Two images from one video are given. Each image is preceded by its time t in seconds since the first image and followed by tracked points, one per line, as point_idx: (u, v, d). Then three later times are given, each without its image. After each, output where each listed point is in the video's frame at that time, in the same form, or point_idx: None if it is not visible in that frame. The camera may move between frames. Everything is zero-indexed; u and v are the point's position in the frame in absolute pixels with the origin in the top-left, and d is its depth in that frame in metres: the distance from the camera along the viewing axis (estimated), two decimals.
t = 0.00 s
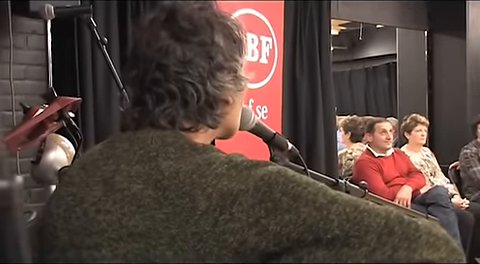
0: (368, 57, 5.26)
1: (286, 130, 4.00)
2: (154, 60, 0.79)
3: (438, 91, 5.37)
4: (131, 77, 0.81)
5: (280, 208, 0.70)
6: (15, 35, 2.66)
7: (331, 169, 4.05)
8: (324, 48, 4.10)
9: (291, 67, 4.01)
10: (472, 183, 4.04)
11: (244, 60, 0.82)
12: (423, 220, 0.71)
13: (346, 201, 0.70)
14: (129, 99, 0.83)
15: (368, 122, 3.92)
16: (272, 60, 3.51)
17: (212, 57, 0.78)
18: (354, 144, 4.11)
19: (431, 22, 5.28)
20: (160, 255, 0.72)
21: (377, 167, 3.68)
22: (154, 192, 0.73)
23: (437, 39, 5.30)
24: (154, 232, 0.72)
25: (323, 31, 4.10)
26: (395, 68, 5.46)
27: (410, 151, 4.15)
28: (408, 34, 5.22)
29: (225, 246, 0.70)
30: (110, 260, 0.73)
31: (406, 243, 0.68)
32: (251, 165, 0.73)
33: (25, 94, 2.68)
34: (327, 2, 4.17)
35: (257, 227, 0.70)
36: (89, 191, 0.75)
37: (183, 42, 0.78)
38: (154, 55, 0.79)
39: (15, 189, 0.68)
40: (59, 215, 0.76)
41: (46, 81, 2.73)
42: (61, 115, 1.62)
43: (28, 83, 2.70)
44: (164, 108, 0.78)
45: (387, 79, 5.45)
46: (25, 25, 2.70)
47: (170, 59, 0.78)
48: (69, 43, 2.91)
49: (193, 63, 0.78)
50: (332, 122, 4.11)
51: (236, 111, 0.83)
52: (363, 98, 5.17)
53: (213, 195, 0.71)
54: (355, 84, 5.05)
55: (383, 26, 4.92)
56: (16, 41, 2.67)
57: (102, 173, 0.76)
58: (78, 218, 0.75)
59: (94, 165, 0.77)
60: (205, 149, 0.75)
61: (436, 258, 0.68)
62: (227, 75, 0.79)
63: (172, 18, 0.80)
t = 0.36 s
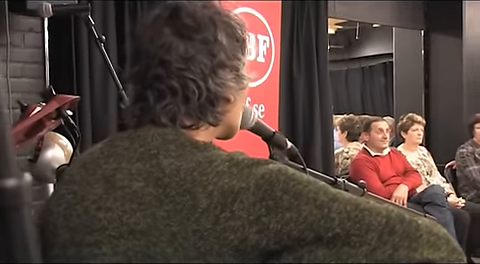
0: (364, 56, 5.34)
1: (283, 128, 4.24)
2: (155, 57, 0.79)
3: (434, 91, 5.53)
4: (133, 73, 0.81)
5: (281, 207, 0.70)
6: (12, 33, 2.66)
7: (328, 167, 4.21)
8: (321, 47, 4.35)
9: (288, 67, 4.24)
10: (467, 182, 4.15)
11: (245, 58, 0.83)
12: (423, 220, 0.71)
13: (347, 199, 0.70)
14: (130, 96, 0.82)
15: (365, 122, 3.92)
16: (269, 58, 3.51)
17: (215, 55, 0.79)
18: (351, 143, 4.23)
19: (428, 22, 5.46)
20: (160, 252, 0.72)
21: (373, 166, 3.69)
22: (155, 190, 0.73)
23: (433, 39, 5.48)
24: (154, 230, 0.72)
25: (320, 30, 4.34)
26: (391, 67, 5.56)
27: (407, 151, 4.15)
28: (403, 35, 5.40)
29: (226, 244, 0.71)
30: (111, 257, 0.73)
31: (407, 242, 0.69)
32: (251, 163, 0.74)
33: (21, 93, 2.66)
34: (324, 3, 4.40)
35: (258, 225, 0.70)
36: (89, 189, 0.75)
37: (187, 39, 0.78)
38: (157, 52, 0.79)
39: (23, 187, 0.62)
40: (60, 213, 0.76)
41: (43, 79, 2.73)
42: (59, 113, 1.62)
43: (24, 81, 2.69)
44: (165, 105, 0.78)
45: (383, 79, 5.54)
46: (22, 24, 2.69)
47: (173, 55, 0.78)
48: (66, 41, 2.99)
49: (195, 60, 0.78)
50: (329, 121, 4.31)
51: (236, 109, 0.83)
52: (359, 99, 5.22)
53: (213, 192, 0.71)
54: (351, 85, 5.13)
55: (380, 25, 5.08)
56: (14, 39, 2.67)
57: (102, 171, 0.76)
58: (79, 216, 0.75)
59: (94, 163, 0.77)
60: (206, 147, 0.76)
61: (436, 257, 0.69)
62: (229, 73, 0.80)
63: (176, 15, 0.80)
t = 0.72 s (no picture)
0: (357, 55, 5.54)
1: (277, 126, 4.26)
2: (149, 55, 0.79)
3: (426, 91, 5.54)
4: (129, 70, 0.81)
5: (277, 204, 0.70)
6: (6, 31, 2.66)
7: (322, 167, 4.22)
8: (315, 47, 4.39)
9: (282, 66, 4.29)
10: (459, 181, 4.17)
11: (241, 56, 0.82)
12: (418, 218, 0.72)
13: (343, 198, 0.70)
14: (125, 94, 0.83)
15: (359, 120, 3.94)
16: (263, 58, 3.52)
17: (209, 52, 0.78)
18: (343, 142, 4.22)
19: (420, 22, 5.51)
20: (156, 251, 0.72)
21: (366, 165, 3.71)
22: (150, 188, 0.73)
23: (426, 39, 5.48)
24: (150, 228, 0.72)
25: (314, 30, 4.39)
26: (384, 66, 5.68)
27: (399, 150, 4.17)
28: (396, 35, 5.46)
29: (222, 243, 0.71)
30: (107, 256, 0.73)
31: (403, 239, 0.69)
32: (247, 162, 0.73)
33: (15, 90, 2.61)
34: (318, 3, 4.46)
35: (254, 224, 0.70)
36: (84, 187, 0.76)
37: (182, 37, 0.78)
38: (152, 49, 0.79)
39: (29, 186, 0.48)
40: (55, 212, 0.76)
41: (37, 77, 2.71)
42: (54, 111, 1.63)
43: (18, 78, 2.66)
44: (160, 103, 0.78)
45: (376, 78, 5.68)
46: (16, 21, 2.70)
47: (168, 53, 0.77)
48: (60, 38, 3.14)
49: (189, 59, 0.77)
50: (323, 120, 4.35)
51: (230, 107, 0.83)
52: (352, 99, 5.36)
53: (209, 191, 0.71)
54: (344, 83, 5.22)
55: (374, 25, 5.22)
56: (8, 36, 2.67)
57: (98, 170, 0.76)
58: (74, 214, 0.75)
59: (89, 162, 0.77)
60: (202, 146, 0.76)
61: (431, 254, 0.69)
62: (224, 71, 0.79)
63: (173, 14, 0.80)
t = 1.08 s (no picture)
0: (344, 57, 5.78)
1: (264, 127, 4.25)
2: (153, 48, 0.76)
3: (413, 94, 5.64)
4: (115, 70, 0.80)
5: (267, 207, 0.69)
6: None
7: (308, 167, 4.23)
8: (302, 48, 4.41)
9: (269, 68, 4.31)
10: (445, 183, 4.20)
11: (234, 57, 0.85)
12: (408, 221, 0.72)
13: (333, 200, 0.70)
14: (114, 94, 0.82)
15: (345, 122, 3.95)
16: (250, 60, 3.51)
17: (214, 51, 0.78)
18: (330, 145, 4.25)
19: (407, 25, 5.64)
20: (146, 255, 0.71)
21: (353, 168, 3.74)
22: (139, 191, 0.72)
23: (412, 41, 5.61)
24: (139, 232, 0.72)
25: (301, 31, 4.41)
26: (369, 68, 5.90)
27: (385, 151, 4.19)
28: (383, 36, 5.65)
29: (211, 246, 0.70)
30: (95, 260, 0.73)
31: (393, 242, 0.69)
32: (237, 164, 0.73)
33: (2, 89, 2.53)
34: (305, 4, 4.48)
35: (244, 227, 0.70)
36: (72, 190, 0.75)
37: (193, 32, 0.77)
38: (159, 40, 0.76)
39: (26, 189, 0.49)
40: (42, 215, 0.76)
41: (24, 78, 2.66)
42: (41, 112, 1.64)
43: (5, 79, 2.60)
44: (170, 97, 0.76)
45: (362, 80, 5.87)
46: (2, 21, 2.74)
47: (177, 44, 0.76)
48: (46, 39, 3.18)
49: (200, 56, 0.77)
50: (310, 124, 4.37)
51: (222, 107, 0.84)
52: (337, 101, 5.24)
53: (199, 194, 0.71)
54: (330, 85, 5.21)
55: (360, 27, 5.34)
56: None
57: (85, 172, 0.75)
58: (62, 218, 0.75)
59: (76, 164, 0.76)
60: (190, 148, 0.75)
61: (422, 257, 0.69)
62: (227, 73, 0.80)
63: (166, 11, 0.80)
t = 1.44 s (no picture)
0: (331, 58, 5.27)
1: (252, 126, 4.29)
2: (171, 47, 0.78)
3: (400, 95, 5.72)
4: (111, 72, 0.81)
5: (260, 211, 0.69)
6: None
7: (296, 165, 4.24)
8: (290, 48, 4.43)
9: (258, 67, 4.32)
10: (432, 183, 4.24)
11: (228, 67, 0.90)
12: (402, 224, 0.72)
13: (327, 204, 0.70)
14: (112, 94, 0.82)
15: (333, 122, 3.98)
16: (238, 61, 3.50)
17: (222, 57, 0.81)
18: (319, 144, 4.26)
19: (394, 25, 5.74)
20: (138, 258, 0.71)
21: (341, 168, 3.74)
22: (132, 194, 0.72)
23: (399, 42, 5.72)
24: (132, 235, 0.71)
25: (289, 31, 4.43)
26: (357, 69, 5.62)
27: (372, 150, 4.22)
28: (371, 37, 5.65)
29: (205, 249, 0.70)
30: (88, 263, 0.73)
31: (387, 248, 0.69)
32: (230, 167, 0.73)
33: None
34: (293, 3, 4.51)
35: (237, 230, 0.69)
36: (65, 192, 0.74)
37: (210, 37, 0.80)
38: (177, 42, 0.78)
39: (25, 191, 0.44)
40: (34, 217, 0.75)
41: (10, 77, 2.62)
42: (30, 112, 1.62)
43: None
44: (186, 97, 0.79)
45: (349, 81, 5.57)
46: None
47: (196, 48, 0.78)
48: (34, 39, 3.21)
49: (212, 60, 0.80)
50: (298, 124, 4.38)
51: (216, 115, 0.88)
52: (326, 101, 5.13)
53: (192, 197, 0.70)
54: (318, 85, 5.08)
55: (346, 28, 5.38)
56: None
57: (79, 174, 0.75)
58: (55, 219, 0.74)
59: (69, 165, 0.76)
60: (184, 150, 0.75)
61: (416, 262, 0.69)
62: (231, 77, 0.84)
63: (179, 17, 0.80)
